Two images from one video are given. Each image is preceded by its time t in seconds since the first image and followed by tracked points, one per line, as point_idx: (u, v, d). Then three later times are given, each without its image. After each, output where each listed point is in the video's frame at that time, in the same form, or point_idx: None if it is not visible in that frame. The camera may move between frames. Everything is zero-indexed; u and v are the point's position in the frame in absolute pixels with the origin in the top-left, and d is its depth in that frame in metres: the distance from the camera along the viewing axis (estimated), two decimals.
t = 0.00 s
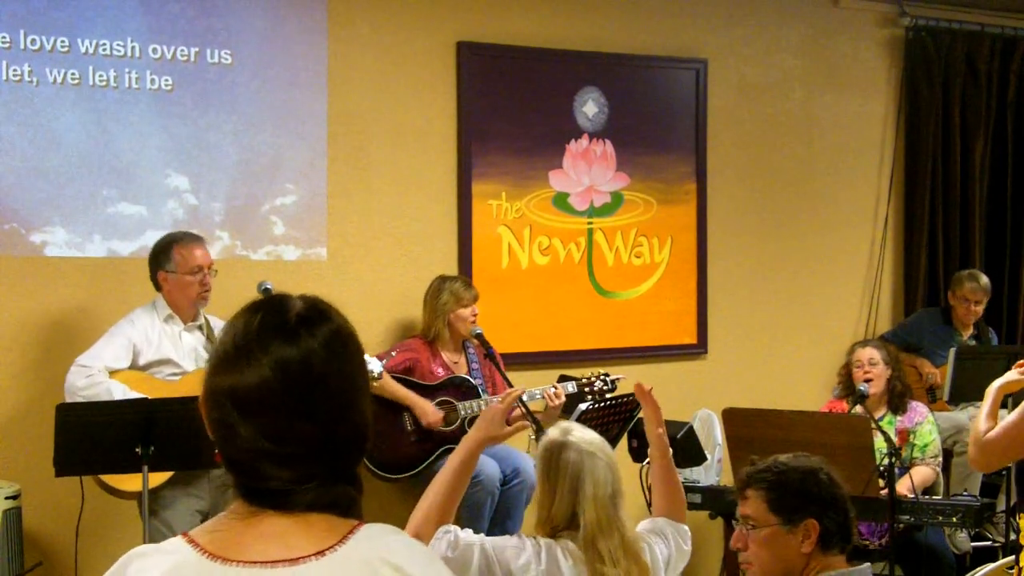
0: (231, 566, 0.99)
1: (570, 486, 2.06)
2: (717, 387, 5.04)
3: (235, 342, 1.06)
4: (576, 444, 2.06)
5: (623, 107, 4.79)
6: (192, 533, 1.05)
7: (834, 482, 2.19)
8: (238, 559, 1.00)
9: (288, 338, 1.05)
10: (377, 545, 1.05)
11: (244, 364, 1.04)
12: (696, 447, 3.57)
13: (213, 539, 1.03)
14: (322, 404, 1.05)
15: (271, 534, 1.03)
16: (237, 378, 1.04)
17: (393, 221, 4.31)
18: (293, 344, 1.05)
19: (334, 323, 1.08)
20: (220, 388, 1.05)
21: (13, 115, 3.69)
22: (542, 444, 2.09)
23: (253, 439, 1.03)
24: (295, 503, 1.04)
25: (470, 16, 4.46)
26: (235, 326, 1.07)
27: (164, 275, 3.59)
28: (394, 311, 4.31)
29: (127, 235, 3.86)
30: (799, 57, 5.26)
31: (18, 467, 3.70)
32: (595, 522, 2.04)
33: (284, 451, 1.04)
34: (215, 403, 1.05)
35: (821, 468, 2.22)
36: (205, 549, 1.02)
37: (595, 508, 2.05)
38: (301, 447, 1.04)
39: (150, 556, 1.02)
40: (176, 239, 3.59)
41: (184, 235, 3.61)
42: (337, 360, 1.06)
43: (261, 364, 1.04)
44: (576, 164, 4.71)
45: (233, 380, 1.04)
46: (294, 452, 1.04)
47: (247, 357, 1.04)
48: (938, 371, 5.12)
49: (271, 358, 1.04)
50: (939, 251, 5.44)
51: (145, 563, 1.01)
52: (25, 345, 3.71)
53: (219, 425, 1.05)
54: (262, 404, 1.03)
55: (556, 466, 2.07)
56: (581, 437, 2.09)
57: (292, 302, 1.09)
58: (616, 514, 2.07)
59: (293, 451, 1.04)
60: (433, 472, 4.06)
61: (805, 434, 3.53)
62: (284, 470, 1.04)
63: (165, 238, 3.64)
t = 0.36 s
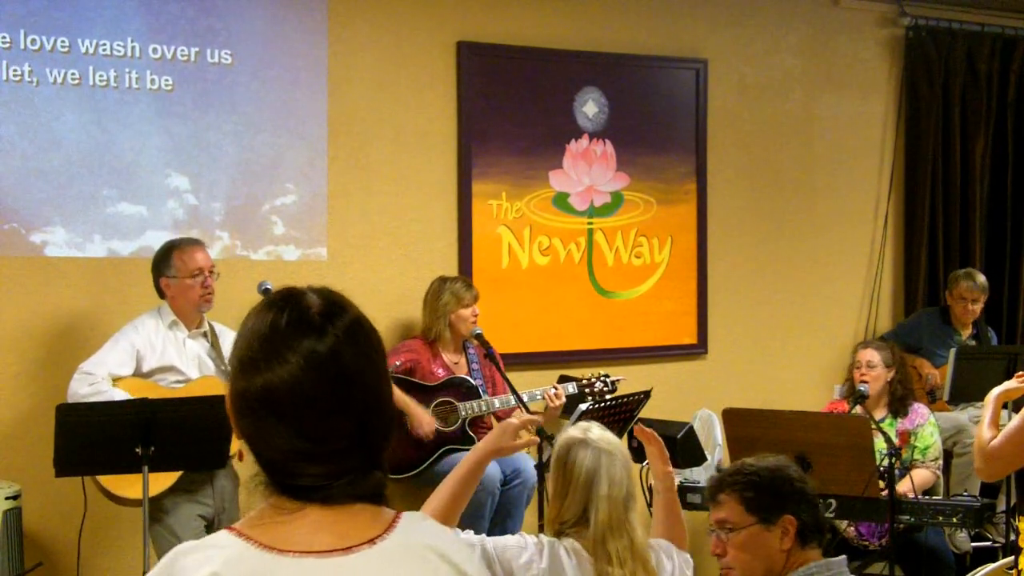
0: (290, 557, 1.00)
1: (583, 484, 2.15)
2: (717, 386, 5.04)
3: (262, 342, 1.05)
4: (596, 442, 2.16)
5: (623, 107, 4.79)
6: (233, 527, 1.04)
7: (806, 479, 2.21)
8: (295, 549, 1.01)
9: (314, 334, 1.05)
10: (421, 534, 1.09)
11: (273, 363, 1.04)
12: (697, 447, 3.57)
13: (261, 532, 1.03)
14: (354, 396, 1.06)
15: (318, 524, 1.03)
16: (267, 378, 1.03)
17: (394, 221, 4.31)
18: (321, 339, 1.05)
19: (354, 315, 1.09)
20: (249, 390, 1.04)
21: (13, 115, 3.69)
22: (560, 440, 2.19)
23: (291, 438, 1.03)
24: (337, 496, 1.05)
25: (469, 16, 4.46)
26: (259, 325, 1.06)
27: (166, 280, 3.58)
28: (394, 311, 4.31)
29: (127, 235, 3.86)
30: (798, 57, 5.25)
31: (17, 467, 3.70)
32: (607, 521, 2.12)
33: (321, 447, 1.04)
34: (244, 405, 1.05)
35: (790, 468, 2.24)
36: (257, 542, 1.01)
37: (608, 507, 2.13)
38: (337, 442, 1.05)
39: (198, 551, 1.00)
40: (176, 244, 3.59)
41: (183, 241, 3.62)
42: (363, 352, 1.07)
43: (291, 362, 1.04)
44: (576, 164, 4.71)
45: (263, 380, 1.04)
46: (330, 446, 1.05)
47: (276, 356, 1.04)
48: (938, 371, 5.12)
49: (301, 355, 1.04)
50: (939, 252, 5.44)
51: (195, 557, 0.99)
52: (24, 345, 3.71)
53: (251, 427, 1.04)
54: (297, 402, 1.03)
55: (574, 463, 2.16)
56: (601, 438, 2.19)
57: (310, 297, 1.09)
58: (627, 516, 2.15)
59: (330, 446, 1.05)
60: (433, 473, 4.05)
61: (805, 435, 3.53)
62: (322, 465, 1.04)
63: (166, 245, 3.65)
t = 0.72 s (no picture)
0: (343, 549, 1.03)
1: (595, 483, 2.19)
2: (718, 386, 5.04)
3: (285, 345, 1.06)
4: (613, 441, 2.22)
5: (623, 107, 4.79)
6: (275, 522, 1.06)
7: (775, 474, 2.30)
8: (345, 541, 1.04)
9: (335, 333, 1.06)
10: (454, 524, 1.15)
11: (297, 364, 1.05)
12: (696, 447, 3.57)
13: (307, 525, 1.05)
14: (380, 391, 1.07)
15: (359, 517, 1.07)
16: (295, 380, 1.04)
17: (394, 221, 4.31)
18: (342, 338, 1.06)
19: (370, 311, 1.10)
20: (276, 392, 1.05)
21: (13, 115, 3.69)
22: (575, 439, 2.24)
23: (323, 438, 1.05)
24: (373, 490, 1.08)
25: (469, 16, 4.45)
26: (278, 329, 1.07)
27: (168, 279, 3.58)
28: (395, 311, 4.31)
29: (127, 235, 3.86)
30: (798, 57, 5.25)
31: (17, 467, 3.70)
32: (618, 520, 2.16)
33: (352, 444, 1.05)
34: (272, 408, 1.06)
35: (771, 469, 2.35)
36: (309, 536, 1.03)
37: (620, 506, 2.17)
38: (367, 438, 1.06)
39: (246, 547, 1.01)
40: (174, 241, 3.59)
41: (183, 237, 3.61)
42: (383, 347, 1.09)
43: (315, 362, 1.05)
44: (576, 163, 4.71)
45: (290, 384, 1.04)
46: (361, 443, 1.06)
47: (300, 357, 1.05)
48: (938, 371, 5.12)
49: (324, 355, 1.05)
50: (939, 252, 5.44)
51: (248, 551, 1.01)
52: (24, 344, 3.71)
53: (282, 429, 1.06)
54: (325, 402, 1.04)
55: (589, 460, 2.21)
56: (617, 438, 2.24)
57: (324, 297, 1.10)
58: (638, 518, 2.19)
59: (361, 443, 1.06)
60: (433, 472, 4.02)
61: (805, 434, 3.53)
62: (354, 462, 1.06)
63: (167, 242, 3.65)
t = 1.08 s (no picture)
0: (356, 547, 1.04)
1: (605, 485, 2.20)
2: (718, 386, 5.04)
3: (314, 338, 1.07)
4: (626, 446, 2.23)
5: (623, 107, 4.79)
6: (290, 523, 1.07)
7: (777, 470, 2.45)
8: (360, 540, 1.05)
9: (366, 330, 1.08)
10: (465, 520, 1.16)
11: (327, 356, 1.06)
12: (696, 447, 3.57)
13: (321, 525, 1.07)
14: (403, 392, 1.09)
15: (371, 516, 1.08)
16: (321, 374, 1.05)
17: (394, 221, 4.31)
18: (373, 335, 1.08)
19: (396, 312, 1.12)
20: (302, 381, 1.06)
21: (13, 115, 3.69)
22: (589, 440, 2.25)
23: (345, 433, 1.06)
24: (386, 490, 1.09)
25: (469, 16, 4.45)
26: (309, 320, 1.08)
27: (173, 274, 3.58)
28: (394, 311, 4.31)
29: (128, 235, 3.86)
30: (798, 58, 5.25)
31: (17, 467, 3.69)
32: (625, 525, 2.17)
33: (370, 442, 1.07)
34: (296, 397, 1.06)
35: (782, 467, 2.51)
36: (324, 536, 1.05)
37: (627, 511, 2.17)
38: (386, 438, 1.08)
39: (263, 550, 1.03)
40: (179, 237, 3.58)
41: (187, 232, 3.60)
42: (407, 348, 1.11)
43: (345, 355, 1.06)
44: (576, 163, 4.71)
45: (317, 377, 1.06)
46: (379, 442, 1.07)
47: (330, 350, 1.06)
48: (938, 371, 5.12)
49: (354, 350, 1.07)
50: (940, 251, 5.44)
51: (266, 552, 1.03)
52: (24, 344, 3.71)
53: (303, 418, 1.06)
54: (351, 397, 1.06)
55: (600, 464, 2.22)
56: (630, 443, 2.25)
57: (355, 295, 1.11)
58: (644, 524, 2.19)
59: (381, 442, 1.07)
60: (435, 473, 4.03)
61: (805, 434, 3.53)
62: (371, 461, 1.08)
63: (171, 238, 3.63)
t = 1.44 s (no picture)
0: (361, 545, 1.04)
1: (605, 491, 2.20)
2: (718, 386, 5.05)
3: (324, 335, 1.07)
4: (628, 452, 2.24)
5: (623, 107, 4.79)
6: (297, 521, 1.07)
7: (821, 467, 2.64)
8: (365, 538, 1.05)
9: (372, 326, 1.08)
10: (470, 521, 1.16)
11: (335, 354, 1.06)
12: (696, 447, 3.57)
13: (327, 523, 1.07)
14: (411, 388, 1.10)
15: (377, 514, 1.08)
16: (332, 372, 1.06)
17: (395, 221, 4.31)
18: (379, 330, 1.08)
19: (402, 310, 1.12)
20: (311, 380, 1.06)
21: (13, 115, 3.69)
22: (591, 444, 2.26)
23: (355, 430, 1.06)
24: (391, 488, 1.10)
25: (469, 16, 4.45)
26: (314, 319, 1.08)
27: (175, 284, 3.57)
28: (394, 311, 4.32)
29: (128, 235, 3.86)
30: (798, 58, 5.25)
31: (16, 467, 3.69)
32: (622, 531, 2.17)
33: (380, 437, 1.07)
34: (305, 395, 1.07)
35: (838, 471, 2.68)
36: (331, 535, 1.05)
37: (625, 516, 2.18)
38: (394, 435, 1.08)
39: (270, 547, 1.03)
40: (183, 249, 3.57)
41: (190, 244, 3.59)
42: (415, 344, 1.11)
43: (354, 351, 1.06)
44: (576, 164, 4.71)
45: (328, 374, 1.06)
46: (387, 440, 1.08)
47: (338, 347, 1.06)
48: (938, 371, 5.13)
49: (362, 345, 1.07)
50: (939, 251, 5.45)
51: (274, 550, 1.03)
52: (23, 344, 3.71)
53: (313, 417, 1.07)
54: (360, 393, 1.06)
55: (600, 467, 2.23)
56: (632, 449, 2.26)
57: (358, 291, 1.11)
58: (641, 532, 2.20)
59: (390, 439, 1.08)
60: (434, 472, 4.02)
61: (805, 434, 3.53)
62: (378, 458, 1.08)
63: (175, 249, 3.63)
